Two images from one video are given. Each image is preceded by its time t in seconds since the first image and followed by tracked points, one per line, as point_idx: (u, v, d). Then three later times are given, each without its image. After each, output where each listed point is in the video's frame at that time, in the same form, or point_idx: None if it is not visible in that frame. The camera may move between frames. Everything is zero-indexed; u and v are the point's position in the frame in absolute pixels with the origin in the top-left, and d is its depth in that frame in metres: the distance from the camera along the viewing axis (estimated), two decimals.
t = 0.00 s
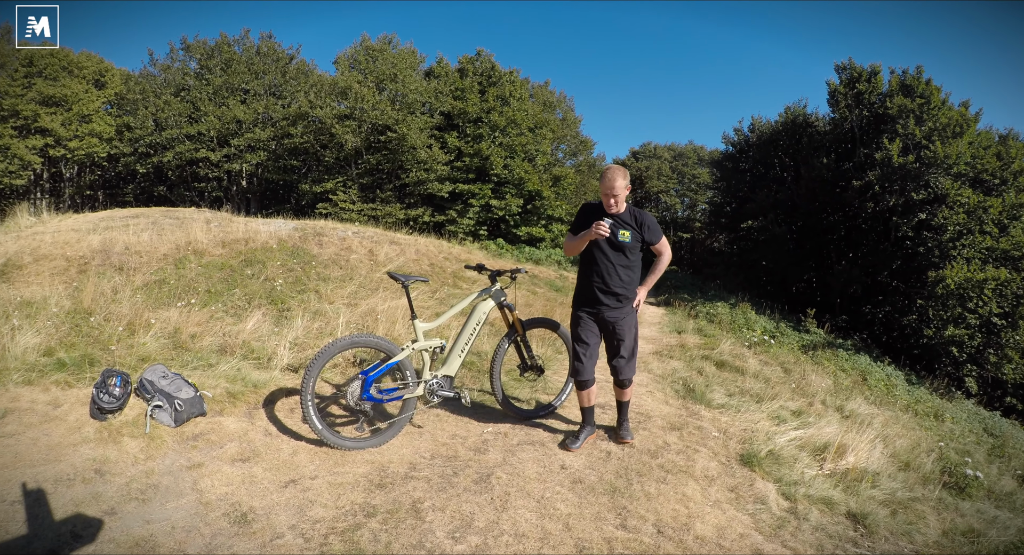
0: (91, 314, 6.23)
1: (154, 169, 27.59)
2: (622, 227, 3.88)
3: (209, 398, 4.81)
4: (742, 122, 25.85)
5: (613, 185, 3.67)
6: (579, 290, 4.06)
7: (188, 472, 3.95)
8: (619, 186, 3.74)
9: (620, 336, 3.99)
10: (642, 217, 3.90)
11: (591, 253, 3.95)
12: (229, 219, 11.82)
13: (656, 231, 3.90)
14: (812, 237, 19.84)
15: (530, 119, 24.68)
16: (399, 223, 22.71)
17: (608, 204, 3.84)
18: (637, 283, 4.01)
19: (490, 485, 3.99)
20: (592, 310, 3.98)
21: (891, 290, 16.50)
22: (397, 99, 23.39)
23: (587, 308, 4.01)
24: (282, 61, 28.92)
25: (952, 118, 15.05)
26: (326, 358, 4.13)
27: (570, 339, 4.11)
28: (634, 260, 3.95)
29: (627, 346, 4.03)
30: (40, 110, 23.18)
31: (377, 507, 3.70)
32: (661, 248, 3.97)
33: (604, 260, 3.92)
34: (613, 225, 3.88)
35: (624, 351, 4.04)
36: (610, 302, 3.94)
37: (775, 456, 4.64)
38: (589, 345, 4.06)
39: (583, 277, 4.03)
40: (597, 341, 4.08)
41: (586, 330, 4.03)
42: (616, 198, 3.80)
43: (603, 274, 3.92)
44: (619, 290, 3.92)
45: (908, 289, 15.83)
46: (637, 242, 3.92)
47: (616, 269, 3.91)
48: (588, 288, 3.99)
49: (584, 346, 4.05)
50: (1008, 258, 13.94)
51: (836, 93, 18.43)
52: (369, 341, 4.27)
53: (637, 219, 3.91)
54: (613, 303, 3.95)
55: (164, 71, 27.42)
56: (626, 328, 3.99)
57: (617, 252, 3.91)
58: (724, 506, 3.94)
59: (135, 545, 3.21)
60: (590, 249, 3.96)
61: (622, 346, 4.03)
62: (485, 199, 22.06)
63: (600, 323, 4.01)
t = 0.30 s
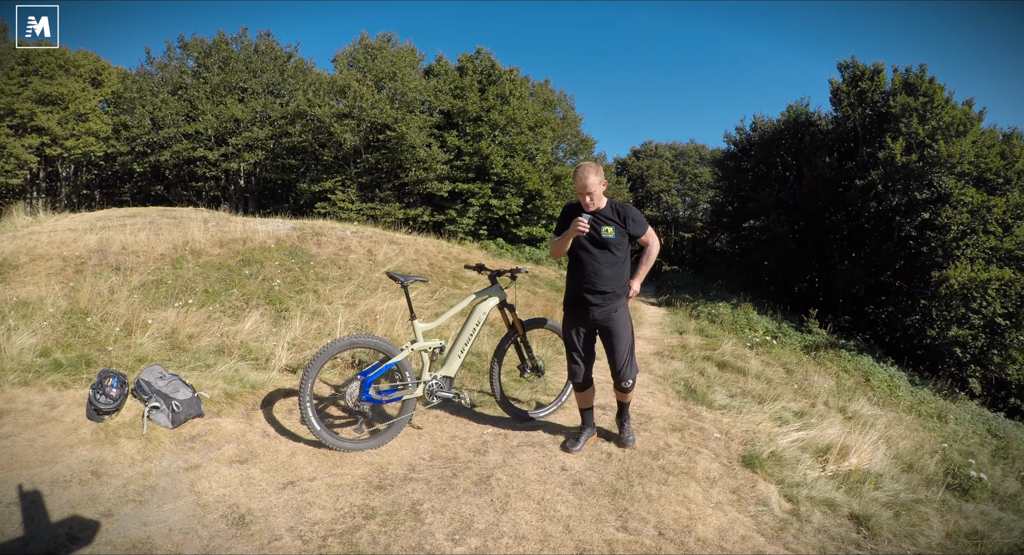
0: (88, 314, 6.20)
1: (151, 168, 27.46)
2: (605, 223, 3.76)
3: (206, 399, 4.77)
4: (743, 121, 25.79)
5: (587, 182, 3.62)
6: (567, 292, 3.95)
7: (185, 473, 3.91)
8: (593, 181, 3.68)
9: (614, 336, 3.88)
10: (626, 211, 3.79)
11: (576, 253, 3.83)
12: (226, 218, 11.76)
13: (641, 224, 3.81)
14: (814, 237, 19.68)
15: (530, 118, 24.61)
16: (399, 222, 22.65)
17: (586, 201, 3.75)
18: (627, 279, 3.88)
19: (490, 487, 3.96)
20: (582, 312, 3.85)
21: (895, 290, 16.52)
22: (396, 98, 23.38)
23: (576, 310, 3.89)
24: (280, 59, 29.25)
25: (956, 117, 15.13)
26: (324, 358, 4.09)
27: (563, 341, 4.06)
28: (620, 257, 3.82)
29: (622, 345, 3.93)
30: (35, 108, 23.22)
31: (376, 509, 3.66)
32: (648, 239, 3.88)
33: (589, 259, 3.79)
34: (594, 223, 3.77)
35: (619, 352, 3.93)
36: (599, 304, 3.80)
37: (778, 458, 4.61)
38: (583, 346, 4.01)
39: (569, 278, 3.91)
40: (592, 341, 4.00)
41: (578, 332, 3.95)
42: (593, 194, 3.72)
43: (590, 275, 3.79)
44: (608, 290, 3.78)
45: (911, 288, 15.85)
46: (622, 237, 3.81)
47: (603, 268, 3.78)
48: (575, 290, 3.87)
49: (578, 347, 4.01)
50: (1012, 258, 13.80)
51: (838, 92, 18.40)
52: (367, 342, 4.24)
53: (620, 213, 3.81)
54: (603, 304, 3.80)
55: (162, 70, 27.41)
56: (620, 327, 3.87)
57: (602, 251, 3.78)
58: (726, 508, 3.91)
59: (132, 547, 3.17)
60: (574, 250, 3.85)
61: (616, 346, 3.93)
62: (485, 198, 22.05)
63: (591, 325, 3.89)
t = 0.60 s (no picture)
0: (85, 314, 6.16)
1: (149, 168, 27.36)
2: (599, 221, 3.67)
3: (204, 400, 4.73)
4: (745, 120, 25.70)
5: (574, 180, 3.59)
6: (566, 292, 3.90)
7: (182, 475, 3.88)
8: (583, 178, 3.63)
9: (609, 340, 3.72)
10: (622, 207, 3.66)
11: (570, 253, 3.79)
12: (224, 218, 11.69)
13: (638, 220, 3.65)
14: (817, 237, 19.64)
15: (531, 116, 24.47)
16: (398, 222, 22.61)
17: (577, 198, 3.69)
18: (625, 279, 3.74)
19: (490, 488, 3.92)
20: (577, 313, 3.78)
21: (898, 290, 16.40)
22: (395, 96, 23.34)
23: (572, 311, 3.82)
24: (278, 58, 29.26)
25: (960, 116, 14.96)
26: (323, 358, 4.06)
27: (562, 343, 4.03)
28: (616, 256, 3.69)
29: (619, 350, 3.73)
30: (32, 107, 23.22)
31: (375, 511, 3.63)
32: (651, 235, 3.75)
33: (583, 260, 3.72)
34: (588, 221, 3.69)
35: (614, 356, 3.73)
36: (593, 305, 3.68)
37: (780, 459, 4.57)
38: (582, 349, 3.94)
39: (568, 281, 3.86)
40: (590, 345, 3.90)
41: (575, 334, 3.88)
42: (583, 191, 3.66)
43: (583, 275, 3.72)
44: (601, 292, 3.66)
45: (914, 289, 15.73)
46: (618, 235, 3.68)
47: (597, 268, 3.67)
48: (570, 291, 3.82)
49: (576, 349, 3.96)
50: (1016, 258, 13.83)
51: (841, 90, 18.45)
52: (366, 342, 4.21)
53: (615, 209, 3.68)
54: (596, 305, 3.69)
55: (159, 68, 27.36)
56: (615, 330, 3.70)
57: (596, 250, 3.68)
58: (727, 510, 3.87)
59: (129, 549, 3.13)
60: (570, 250, 3.81)
61: (611, 351, 3.73)
62: (485, 198, 22.06)
63: (586, 328, 3.79)
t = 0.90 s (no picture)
0: (81, 315, 6.13)
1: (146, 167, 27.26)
2: (607, 225, 3.55)
3: (201, 401, 4.69)
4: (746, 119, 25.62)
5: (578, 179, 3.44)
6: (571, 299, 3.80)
7: (180, 476, 3.85)
8: (592, 177, 3.47)
9: (609, 351, 3.58)
10: (632, 210, 3.51)
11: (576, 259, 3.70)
12: (222, 218, 11.65)
13: (649, 225, 3.49)
14: (819, 237, 19.65)
15: (531, 115, 24.39)
16: (397, 221, 22.61)
17: (585, 200, 3.57)
18: (633, 287, 3.58)
19: (490, 490, 3.89)
20: (579, 319, 3.69)
21: (901, 290, 16.27)
22: (394, 95, 23.29)
23: (576, 319, 3.73)
24: (276, 56, 29.22)
25: (963, 115, 14.94)
26: (321, 359, 4.01)
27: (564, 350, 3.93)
28: (623, 263, 3.55)
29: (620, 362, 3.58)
30: (28, 106, 23.22)
31: (374, 513, 3.59)
32: (662, 243, 3.56)
33: (588, 265, 3.62)
34: (596, 225, 3.58)
35: (613, 368, 3.58)
36: (595, 313, 3.58)
37: (782, 461, 4.53)
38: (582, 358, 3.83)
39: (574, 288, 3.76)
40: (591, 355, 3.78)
41: (577, 343, 3.79)
42: (591, 192, 3.50)
43: (587, 282, 3.62)
44: (604, 300, 3.53)
45: (917, 289, 15.58)
46: (627, 240, 3.54)
47: (602, 274, 3.56)
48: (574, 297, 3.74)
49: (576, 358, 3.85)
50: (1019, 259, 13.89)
51: (843, 89, 18.40)
52: (364, 343, 4.17)
53: (625, 212, 3.53)
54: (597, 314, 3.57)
55: (156, 66, 27.33)
56: (617, 341, 3.56)
57: (602, 256, 3.57)
58: (729, 512, 3.83)
59: (126, 551, 3.10)
60: (577, 255, 3.71)
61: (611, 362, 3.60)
62: (485, 197, 22.02)
63: (587, 336, 3.69)
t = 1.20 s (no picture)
0: (77, 315, 6.09)
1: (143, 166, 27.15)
2: (615, 222, 3.47)
3: (199, 402, 4.65)
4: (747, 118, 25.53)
5: (587, 169, 3.38)
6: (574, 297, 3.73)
7: (177, 478, 3.81)
8: (603, 169, 3.40)
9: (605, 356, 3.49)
10: (642, 209, 3.40)
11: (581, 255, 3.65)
12: (219, 217, 11.61)
13: (658, 227, 3.38)
14: (822, 236, 19.72)
15: (531, 114, 24.37)
16: (396, 221, 22.60)
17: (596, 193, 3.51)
18: (637, 291, 3.47)
19: (490, 492, 3.85)
20: (579, 318, 3.63)
21: (904, 290, 16.24)
22: (393, 93, 23.24)
23: (575, 318, 3.66)
24: (273, 54, 29.17)
25: (967, 113, 14.98)
26: (319, 360, 3.98)
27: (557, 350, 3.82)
28: (628, 264, 3.45)
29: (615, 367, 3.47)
30: (24, 104, 23.16)
31: (373, 515, 3.55)
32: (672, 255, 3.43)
33: (592, 262, 3.56)
34: (604, 221, 3.51)
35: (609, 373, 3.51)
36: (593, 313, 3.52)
37: (784, 462, 4.49)
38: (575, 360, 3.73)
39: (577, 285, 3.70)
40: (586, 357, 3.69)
41: (575, 344, 3.71)
42: (601, 183, 3.43)
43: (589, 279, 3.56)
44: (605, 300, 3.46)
45: (921, 289, 15.65)
46: (635, 241, 3.45)
47: (606, 273, 3.48)
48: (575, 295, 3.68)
49: (569, 359, 3.74)
50: None
51: (846, 87, 18.26)
52: (363, 343, 4.14)
53: (635, 210, 3.43)
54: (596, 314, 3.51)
55: (154, 65, 27.30)
56: (614, 345, 3.44)
57: (606, 254, 3.50)
58: (731, 514, 3.80)
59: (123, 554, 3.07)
60: (583, 251, 3.64)
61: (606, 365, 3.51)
62: (485, 197, 21.98)
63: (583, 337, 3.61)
